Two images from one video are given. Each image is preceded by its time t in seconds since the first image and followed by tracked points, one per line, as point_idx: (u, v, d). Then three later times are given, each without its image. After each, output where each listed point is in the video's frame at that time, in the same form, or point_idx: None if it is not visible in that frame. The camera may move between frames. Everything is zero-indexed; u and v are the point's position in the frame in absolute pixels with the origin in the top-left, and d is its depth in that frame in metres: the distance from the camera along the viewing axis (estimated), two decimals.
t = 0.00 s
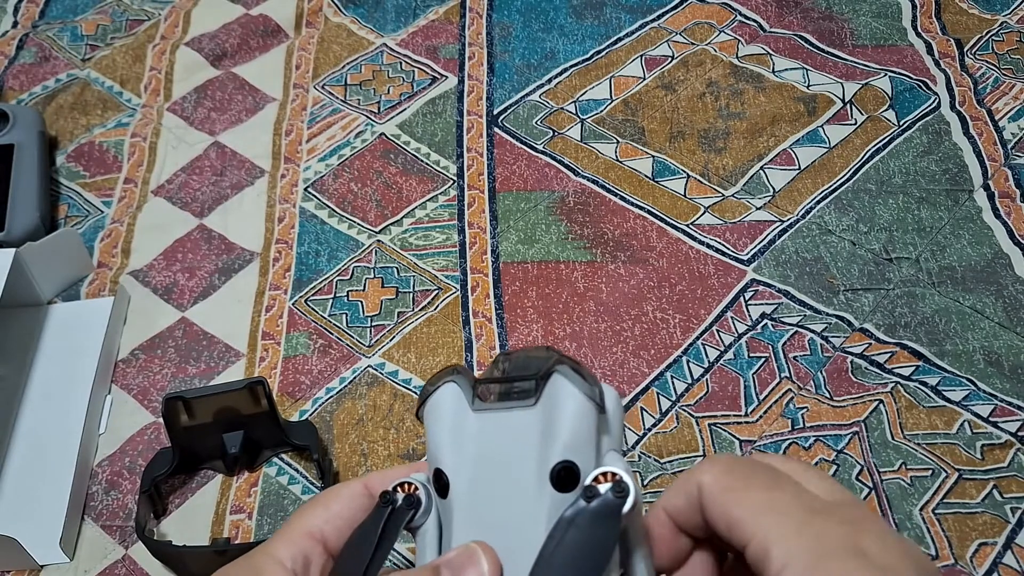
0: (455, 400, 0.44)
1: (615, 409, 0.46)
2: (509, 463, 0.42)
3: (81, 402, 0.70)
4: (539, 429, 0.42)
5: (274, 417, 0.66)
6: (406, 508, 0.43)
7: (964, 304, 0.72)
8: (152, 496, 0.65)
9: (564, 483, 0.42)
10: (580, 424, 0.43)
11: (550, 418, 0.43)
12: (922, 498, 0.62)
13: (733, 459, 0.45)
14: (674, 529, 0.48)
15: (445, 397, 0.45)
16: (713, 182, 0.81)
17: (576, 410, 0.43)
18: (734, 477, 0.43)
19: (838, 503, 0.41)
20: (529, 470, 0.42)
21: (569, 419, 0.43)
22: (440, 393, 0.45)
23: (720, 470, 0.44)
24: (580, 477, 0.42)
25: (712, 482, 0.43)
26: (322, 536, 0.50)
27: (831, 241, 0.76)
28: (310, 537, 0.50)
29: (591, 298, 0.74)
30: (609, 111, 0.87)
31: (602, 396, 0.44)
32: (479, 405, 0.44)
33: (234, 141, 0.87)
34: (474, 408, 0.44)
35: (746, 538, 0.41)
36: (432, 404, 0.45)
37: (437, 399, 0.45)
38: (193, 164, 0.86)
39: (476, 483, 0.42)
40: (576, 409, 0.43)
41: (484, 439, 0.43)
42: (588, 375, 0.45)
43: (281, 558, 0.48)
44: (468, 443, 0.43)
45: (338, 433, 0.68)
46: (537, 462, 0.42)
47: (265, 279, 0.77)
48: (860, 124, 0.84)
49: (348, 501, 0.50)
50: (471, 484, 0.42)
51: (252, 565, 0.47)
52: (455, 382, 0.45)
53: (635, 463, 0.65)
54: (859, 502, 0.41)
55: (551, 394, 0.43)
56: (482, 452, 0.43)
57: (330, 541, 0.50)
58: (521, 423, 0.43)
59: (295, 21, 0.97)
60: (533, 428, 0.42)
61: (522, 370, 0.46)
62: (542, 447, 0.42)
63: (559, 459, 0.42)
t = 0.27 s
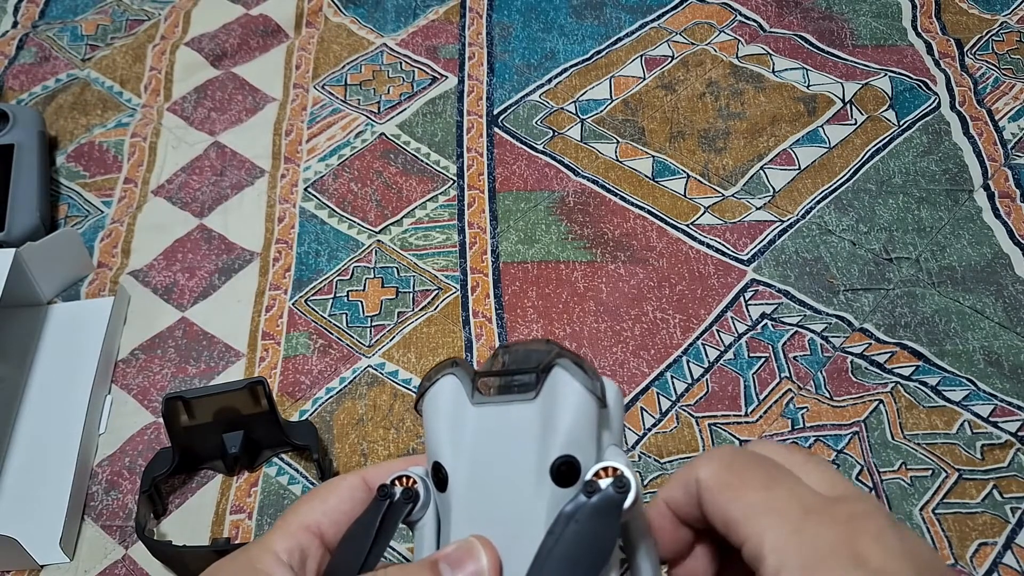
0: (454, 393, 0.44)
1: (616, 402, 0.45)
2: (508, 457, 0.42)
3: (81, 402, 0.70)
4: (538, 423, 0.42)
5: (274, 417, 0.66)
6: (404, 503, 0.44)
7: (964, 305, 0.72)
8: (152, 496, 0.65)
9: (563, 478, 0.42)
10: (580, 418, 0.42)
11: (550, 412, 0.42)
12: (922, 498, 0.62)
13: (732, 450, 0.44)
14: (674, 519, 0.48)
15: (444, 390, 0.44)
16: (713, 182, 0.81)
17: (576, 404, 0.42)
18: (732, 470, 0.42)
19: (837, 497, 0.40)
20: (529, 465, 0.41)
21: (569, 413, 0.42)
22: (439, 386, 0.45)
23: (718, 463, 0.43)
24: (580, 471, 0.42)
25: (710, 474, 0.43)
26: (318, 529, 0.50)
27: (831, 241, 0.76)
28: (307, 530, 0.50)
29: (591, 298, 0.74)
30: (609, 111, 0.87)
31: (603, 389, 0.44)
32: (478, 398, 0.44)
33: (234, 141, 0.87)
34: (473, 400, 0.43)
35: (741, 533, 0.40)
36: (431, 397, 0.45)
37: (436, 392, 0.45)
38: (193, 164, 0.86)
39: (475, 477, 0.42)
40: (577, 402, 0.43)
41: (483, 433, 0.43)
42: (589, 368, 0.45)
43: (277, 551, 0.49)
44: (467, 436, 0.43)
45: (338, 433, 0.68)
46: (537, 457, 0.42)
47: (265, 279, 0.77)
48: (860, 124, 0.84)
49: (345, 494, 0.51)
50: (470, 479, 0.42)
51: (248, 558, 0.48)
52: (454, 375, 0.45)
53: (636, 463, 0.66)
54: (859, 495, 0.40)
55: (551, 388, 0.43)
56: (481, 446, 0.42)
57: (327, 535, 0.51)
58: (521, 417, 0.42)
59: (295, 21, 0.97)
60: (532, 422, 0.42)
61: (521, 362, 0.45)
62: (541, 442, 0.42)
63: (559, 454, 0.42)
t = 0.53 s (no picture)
0: (445, 375, 0.44)
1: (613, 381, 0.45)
2: (504, 439, 0.42)
3: (81, 402, 0.70)
4: (533, 405, 0.42)
5: (274, 418, 0.66)
6: (394, 490, 0.43)
7: (964, 305, 0.72)
8: (152, 496, 0.65)
9: (559, 459, 0.41)
10: (575, 398, 0.42)
11: (545, 393, 0.42)
12: (923, 498, 0.62)
13: (741, 436, 0.43)
14: (679, 500, 0.47)
15: (435, 374, 0.44)
16: (713, 182, 0.81)
17: (572, 383, 0.42)
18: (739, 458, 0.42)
19: (845, 491, 0.39)
20: (525, 447, 0.41)
21: (564, 393, 0.42)
22: (429, 370, 0.44)
23: (723, 449, 0.42)
24: (576, 452, 0.42)
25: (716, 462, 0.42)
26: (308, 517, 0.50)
27: (831, 242, 0.76)
28: (296, 517, 0.50)
29: (592, 299, 0.74)
30: (609, 111, 0.87)
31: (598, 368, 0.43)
32: (470, 380, 0.43)
33: (234, 141, 0.87)
34: (466, 383, 0.43)
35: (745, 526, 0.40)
36: (421, 380, 0.44)
37: (426, 375, 0.44)
38: (193, 164, 0.86)
39: (469, 461, 0.42)
40: (572, 381, 0.42)
41: (477, 416, 0.42)
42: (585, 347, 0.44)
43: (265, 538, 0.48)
44: (461, 419, 0.43)
45: (338, 433, 0.68)
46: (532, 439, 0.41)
47: (265, 279, 0.77)
48: (860, 124, 0.84)
49: (337, 480, 0.51)
50: (464, 462, 0.42)
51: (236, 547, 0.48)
52: (445, 358, 0.44)
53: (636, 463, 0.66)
54: (869, 488, 0.39)
55: (545, 368, 0.43)
56: (475, 429, 0.42)
57: (317, 523, 0.50)
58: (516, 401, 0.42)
59: (295, 21, 0.97)
60: (527, 404, 0.42)
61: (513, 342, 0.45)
62: (537, 423, 0.42)
63: (555, 435, 0.41)
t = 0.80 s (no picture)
0: (433, 356, 0.44)
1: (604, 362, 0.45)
2: (494, 419, 0.42)
3: (81, 403, 0.70)
4: (523, 385, 0.42)
5: (273, 417, 0.66)
6: (379, 474, 0.43)
7: (964, 304, 0.72)
8: (152, 495, 0.65)
9: (550, 440, 0.41)
10: (565, 378, 0.42)
11: (535, 373, 0.42)
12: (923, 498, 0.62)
13: (744, 416, 0.43)
14: (683, 471, 0.47)
15: (423, 355, 0.44)
16: (713, 182, 0.81)
17: (562, 364, 0.42)
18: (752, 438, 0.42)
19: (852, 471, 0.39)
20: (515, 426, 0.41)
21: (553, 373, 0.42)
22: (417, 351, 0.44)
23: (726, 430, 0.42)
24: (567, 432, 0.42)
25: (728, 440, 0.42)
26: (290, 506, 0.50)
27: (831, 241, 0.76)
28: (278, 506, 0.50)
29: (592, 299, 0.74)
30: (609, 112, 0.87)
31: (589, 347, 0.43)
32: (459, 361, 0.43)
33: (234, 141, 0.87)
34: (455, 365, 0.43)
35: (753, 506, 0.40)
36: (409, 361, 0.44)
37: (414, 356, 0.44)
38: (193, 164, 0.86)
39: (458, 442, 0.42)
40: (562, 361, 0.42)
41: (466, 397, 0.42)
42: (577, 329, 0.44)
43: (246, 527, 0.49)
44: (449, 402, 0.43)
45: (338, 434, 0.68)
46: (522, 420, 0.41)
47: (265, 279, 0.77)
48: (860, 125, 0.84)
49: (321, 469, 0.51)
50: (453, 443, 0.42)
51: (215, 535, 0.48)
52: (433, 339, 0.44)
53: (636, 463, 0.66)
54: (877, 466, 0.39)
55: (534, 349, 0.42)
56: (465, 409, 0.42)
57: (298, 510, 0.51)
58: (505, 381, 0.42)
59: (295, 21, 0.97)
60: (518, 384, 0.42)
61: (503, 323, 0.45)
62: (527, 403, 0.42)
63: (545, 415, 0.41)
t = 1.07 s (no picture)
0: (450, 396, 0.45)
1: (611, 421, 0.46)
2: (500, 460, 0.42)
3: (81, 403, 0.70)
4: (532, 431, 0.43)
5: (273, 417, 0.66)
6: (381, 500, 0.43)
7: (963, 304, 0.72)
8: (152, 496, 0.65)
9: (551, 486, 0.42)
10: (575, 428, 0.43)
11: (545, 420, 0.43)
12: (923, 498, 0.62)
13: (756, 390, 0.37)
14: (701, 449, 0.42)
15: (440, 394, 0.45)
16: (713, 182, 0.81)
17: (571, 413, 0.43)
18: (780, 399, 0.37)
19: (889, 424, 0.34)
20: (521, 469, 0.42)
21: (564, 421, 0.43)
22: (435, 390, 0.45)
23: (738, 413, 0.37)
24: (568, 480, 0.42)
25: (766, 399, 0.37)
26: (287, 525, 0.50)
27: (831, 241, 0.76)
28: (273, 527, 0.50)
29: (592, 299, 0.74)
30: (609, 112, 0.87)
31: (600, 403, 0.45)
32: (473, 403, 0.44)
33: (234, 141, 0.87)
34: (468, 406, 0.44)
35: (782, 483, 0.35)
36: (424, 398, 0.46)
37: (432, 394, 0.45)
38: (193, 164, 0.86)
39: (463, 477, 0.42)
40: (572, 411, 0.43)
41: (476, 435, 0.43)
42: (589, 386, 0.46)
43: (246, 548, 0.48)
44: (456, 440, 0.43)
45: (338, 433, 0.68)
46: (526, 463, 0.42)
47: (265, 279, 0.77)
48: (860, 124, 0.84)
49: (321, 499, 0.50)
50: (459, 480, 0.43)
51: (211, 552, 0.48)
52: (453, 380, 0.45)
53: (636, 463, 0.66)
54: (905, 412, 0.34)
55: (548, 397, 0.44)
56: (473, 448, 0.43)
57: (293, 538, 0.50)
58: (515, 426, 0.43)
59: (295, 21, 0.97)
60: (527, 430, 0.43)
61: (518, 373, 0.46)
62: (531, 449, 0.42)
63: (549, 462, 0.42)
